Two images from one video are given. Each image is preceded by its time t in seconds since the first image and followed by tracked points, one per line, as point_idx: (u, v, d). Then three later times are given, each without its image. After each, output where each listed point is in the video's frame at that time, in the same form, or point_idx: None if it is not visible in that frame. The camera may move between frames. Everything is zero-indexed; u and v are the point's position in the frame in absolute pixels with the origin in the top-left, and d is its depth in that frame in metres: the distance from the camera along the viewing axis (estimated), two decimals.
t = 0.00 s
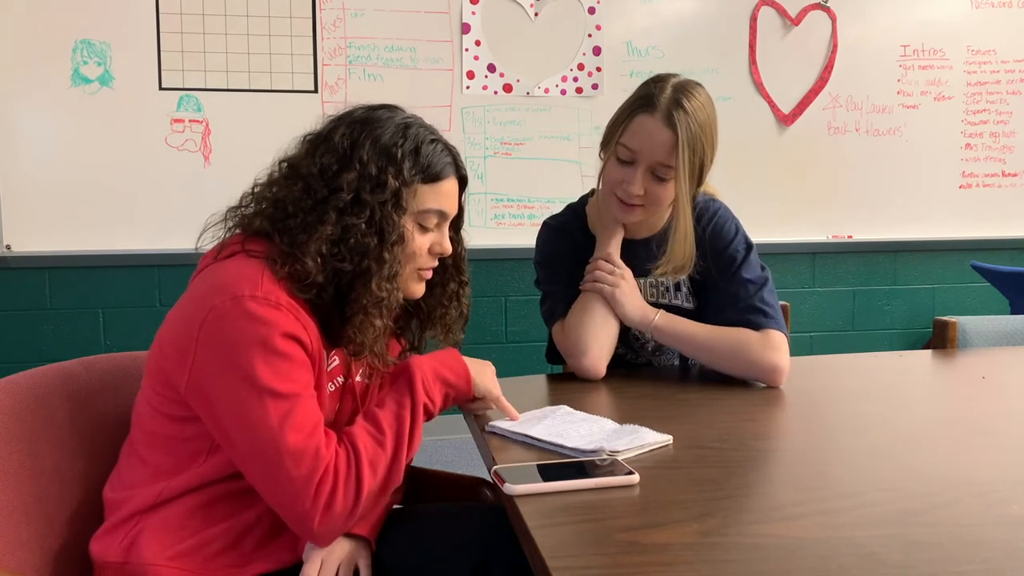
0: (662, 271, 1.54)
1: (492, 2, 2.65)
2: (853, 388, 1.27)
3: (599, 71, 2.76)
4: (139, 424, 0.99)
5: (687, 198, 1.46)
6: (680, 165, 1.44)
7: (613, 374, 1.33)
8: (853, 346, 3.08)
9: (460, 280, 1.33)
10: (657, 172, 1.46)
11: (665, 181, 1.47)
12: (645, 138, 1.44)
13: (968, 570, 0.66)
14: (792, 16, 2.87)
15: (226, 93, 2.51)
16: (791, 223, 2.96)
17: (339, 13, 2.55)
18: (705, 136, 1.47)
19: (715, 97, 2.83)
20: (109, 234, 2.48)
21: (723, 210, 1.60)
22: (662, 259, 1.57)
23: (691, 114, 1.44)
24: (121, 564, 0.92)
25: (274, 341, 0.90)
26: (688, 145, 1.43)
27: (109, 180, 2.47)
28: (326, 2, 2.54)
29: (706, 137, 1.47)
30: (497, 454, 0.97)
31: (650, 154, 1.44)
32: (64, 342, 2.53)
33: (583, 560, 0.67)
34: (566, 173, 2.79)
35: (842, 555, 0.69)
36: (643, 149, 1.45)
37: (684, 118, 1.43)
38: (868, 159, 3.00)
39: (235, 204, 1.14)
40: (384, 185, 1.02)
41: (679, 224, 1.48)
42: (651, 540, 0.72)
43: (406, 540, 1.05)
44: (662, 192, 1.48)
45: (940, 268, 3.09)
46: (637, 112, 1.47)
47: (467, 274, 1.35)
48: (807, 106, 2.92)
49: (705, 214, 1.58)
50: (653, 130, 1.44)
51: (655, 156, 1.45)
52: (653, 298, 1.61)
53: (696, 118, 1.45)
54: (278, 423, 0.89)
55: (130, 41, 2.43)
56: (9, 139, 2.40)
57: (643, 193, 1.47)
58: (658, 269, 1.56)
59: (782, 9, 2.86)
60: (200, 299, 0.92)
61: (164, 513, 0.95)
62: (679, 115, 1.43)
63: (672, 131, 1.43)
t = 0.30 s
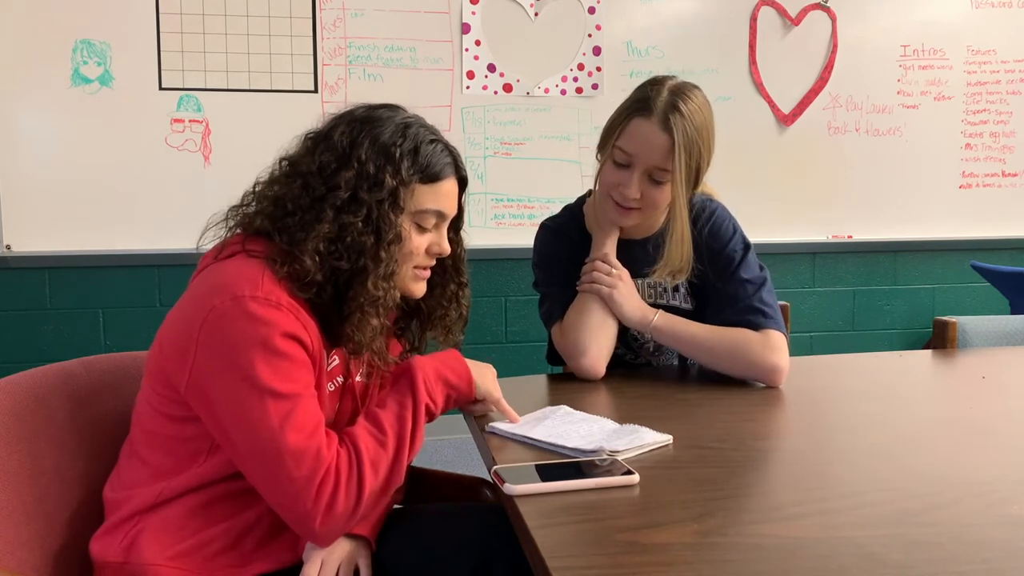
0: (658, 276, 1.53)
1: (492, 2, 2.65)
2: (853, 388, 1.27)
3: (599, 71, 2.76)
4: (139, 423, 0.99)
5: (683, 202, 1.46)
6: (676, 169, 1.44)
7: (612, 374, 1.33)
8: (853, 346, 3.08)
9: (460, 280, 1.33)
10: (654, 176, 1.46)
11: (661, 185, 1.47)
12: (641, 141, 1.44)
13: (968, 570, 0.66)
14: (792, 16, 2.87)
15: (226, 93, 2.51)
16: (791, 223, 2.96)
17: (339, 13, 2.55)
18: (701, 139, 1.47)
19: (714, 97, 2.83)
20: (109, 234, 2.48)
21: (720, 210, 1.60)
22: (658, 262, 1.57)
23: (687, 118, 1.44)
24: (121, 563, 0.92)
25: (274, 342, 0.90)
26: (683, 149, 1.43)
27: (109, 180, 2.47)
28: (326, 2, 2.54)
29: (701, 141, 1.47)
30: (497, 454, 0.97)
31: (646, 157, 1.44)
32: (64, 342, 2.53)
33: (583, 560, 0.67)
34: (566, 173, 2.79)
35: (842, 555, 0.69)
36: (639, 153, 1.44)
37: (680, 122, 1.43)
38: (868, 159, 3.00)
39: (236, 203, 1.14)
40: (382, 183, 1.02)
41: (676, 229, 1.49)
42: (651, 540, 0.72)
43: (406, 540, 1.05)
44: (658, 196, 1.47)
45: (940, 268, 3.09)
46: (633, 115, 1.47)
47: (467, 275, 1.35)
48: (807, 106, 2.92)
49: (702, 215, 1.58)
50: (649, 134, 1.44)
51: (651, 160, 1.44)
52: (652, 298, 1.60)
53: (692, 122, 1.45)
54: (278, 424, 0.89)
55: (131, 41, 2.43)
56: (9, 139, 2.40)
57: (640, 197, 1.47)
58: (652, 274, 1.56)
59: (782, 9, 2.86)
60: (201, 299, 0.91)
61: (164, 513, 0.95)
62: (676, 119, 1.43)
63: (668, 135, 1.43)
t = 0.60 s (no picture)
0: (655, 277, 1.54)
1: (492, 2, 2.65)
2: (853, 388, 1.27)
3: (599, 71, 2.76)
4: (139, 424, 1.00)
5: (679, 205, 1.46)
6: (672, 172, 1.44)
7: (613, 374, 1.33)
8: (853, 346, 3.08)
9: (458, 280, 1.33)
10: (650, 178, 1.46)
11: (658, 187, 1.47)
12: (637, 144, 1.44)
13: (967, 570, 0.66)
14: (792, 16, 2.87)
15: (226, 93, 2.51)
16: (791, 223, 2.96)
17: (339, 13, 2.55)
18: (697, 141, 1.47)
19: (714, 97, 2.83)
20: (109, 234, 2.48)
21: (717, 210, 1.60)
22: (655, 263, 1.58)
23: (684, 120, 1.44)
24: (120, 563, 0.92)
25: (273, 342, 0.90)
26: (680, 152, 1.43)
27: (109, 180, 2.47)
28: (326, 2, 2.54)
29: (697, 143, 1.47)
30: (497, 454, 0.97)
31: (642, 160, 1.44)
32: (64, 342, 2.53)
33: (583, 560, 0.68)
34: (566, 172, 2.79)
35: (842, 555, 0.69)
36: (635, 155, 1.44)
37: (676, 124, 1.43)
38: (867, 159, 3.00)
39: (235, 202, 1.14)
40: (379, 184, 1.02)
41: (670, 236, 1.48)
42: (651, 540, 0.72)
43: (408, 539, 1.05)
44: (654, 198, 1.48)
45: (940, 268, 3.09)
46: (629, 117, 1.47)
47: (465, 275, 1.35)
48: (807, 106, 2.92)
49: (700, 215, 1.58)
50: (644, 137, 1.43)
51: (647, 163, 1.44)
52: (650, 299, 1.60)
53: (688, 124, 1.45)
54: (278, 425, 0.89)
55: (130, 41, 2.43)
56: (9, 139, 2.40)
57: (636, 200, 1.47)
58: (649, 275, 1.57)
59: (782, 9, 2.86)
60: (200, 300, 0.91)
61: (164, 512, 0.95)
62: (672, 122, 1.43)
63: (664, 138, 1.43)
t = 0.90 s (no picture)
0: (653, 277, 1.54)
1: (492, 2, 2.65)
2: (853, 388, 1.27)
3: (599, 71, 2.75)
4: (139, 424, 0.99)
5: (676, 206, 1.46)
6: (669, 173, 1.44)
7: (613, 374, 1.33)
8: (853, 345, 3.08)
9: (456, 279, 1.33)
10: (648, 178, 1.46)
11: (655, 188, 1.47)
12: (634, 145, 1.44)
13: (967, 570, 0.66)
14: (792, 16, 2.87)
15: (226, 93, 2.51)
16: (791, 223, 2.96)
17: (339, 13, 2.55)
18: (694, 142, 1.47)
19: (714, 97, 2.83)
20: (109, 234, 2.48)
21: (716, 210, 1.60)
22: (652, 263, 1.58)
23: (680, 121, 1.44)
24: (120, 563, 0.92)
25: (273, 343, 0.90)
26: (676, 153, 1.43)
27: (109, 180, 2.47)
28: (326, 2, 2.54)
29: (695, 143, 1.47)
30: (496, 454, 0.97)
31: (639, 161, 1.44)
32: (64, 341, 2.53)
33: (583, 560, 0.68)
34: (566, 172, 2.79)
35: (842, 555, 0.69)
36: (632, 156, 1.44)
37: (673, 124, 1.43)
38: (867, 159, 3.00)
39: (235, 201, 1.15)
40: (376, 181, 1.02)
41: (668, 237, 1.48)
42: (651, 540, 0.72)
43: (407, 539, 1.05)
44: (651, 199, 1.48)
45: (940, 268, 3.09)
46: (626, 117, 1.47)
47: (462, 274, 1.35)
48: (807, 106, 2.92)
49: (698, 215, 1.58)
50: (641, 136, 1.43)
51: (644, 163, 1.44)
52: (650, 300, 1.60)
53: (685, 125, 1.45)
54: (277, 426, 0.89)
55: (130, 41, 2.43)
56: (9, 139, 2.40)
57: (633, 200, 1.47)
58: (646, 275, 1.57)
59: (782, 9, 2.86)
60: (201, 301, 0.91)
61: (164, 512, 0.95)
62: (668, 122, 1.43)
63: (660, 138, 1.43)
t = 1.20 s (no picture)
0: (653, 276, 1.54)
1: (492, 2, 2.65)
2: (853, 388, 1.27)
3: (599, 71, 2.75)
4: (139, 424, 0.99)
5: (676, 204, 1.46)
6: (669, 172, 1.44)
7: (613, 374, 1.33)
8: (853, 345, 3.08)
9: (454, 279, 1.33)
10: (647, 177, 1.46)
11: (655, 187, 1.47)
12: (633, 143, 1.44)
13: (967, 570, 0.66)
14: (792, 16, 2.87)
15: (226, 93, 2.51)
16: (791, 223, 2.96)
17: (339, 13, 2.55)
18: (693, 141, 1.46)
19: (714, 97, 2.83)
20: (109, 234, 2.48)
21: (716, 210, 1.60)
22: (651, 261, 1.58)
23: (679, 119, 1.44)
24: (121, 563, 0.92)
25: (272, 344, 0.90)
26: (675, 151, 1.43)
27: (110, 180, 2.47)
28: (326, 2, 2.54)
29: (694, 142, 1.47)
30: (497, 454, 0.97)
31: (638, 159, 1.44)
32: (64, 342, 2.53)
33: (583, 559, 0.68)
34: (566, 172, 2.79)
35: (842, 555, 0.69)
36: (631, 155, 1.44)
37: (672, 123, 1.43)
38: (867, 159, 3.00)
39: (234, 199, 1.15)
40: (376, 176, 1.03)
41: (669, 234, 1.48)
42: (651, 540, 0.72)
43: (407, 539, 1.05)
44: (651, 198, 1.48)
45: (940, 268, 3.09)
46: (625, 116, 1.47)
47: (461, 273, 1.35)
48: (807, 106, 2.92)
49: (698, 215, 1.57)
50: (640, 134, 1.43)
51: (643, 162, 1.44)
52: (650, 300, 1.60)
53: (684, 123, 1.45)
54: (277, 426, 0.89)
55: (130, 41, 2.43)
56: (9, 139, 2.40)
57: (633, 199, 1.47)
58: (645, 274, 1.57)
59: (782, 9, 2.86)
60: (201, 300, 0.91)
61: (164, 512, 0.95)
62: (667, 121, 1.43)
63: (659, 137, 1.43)
